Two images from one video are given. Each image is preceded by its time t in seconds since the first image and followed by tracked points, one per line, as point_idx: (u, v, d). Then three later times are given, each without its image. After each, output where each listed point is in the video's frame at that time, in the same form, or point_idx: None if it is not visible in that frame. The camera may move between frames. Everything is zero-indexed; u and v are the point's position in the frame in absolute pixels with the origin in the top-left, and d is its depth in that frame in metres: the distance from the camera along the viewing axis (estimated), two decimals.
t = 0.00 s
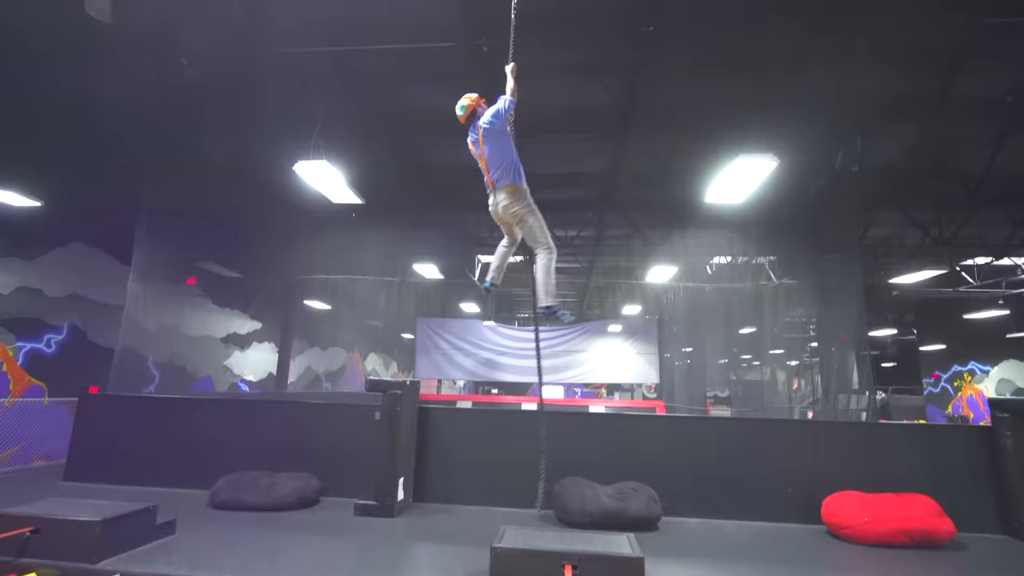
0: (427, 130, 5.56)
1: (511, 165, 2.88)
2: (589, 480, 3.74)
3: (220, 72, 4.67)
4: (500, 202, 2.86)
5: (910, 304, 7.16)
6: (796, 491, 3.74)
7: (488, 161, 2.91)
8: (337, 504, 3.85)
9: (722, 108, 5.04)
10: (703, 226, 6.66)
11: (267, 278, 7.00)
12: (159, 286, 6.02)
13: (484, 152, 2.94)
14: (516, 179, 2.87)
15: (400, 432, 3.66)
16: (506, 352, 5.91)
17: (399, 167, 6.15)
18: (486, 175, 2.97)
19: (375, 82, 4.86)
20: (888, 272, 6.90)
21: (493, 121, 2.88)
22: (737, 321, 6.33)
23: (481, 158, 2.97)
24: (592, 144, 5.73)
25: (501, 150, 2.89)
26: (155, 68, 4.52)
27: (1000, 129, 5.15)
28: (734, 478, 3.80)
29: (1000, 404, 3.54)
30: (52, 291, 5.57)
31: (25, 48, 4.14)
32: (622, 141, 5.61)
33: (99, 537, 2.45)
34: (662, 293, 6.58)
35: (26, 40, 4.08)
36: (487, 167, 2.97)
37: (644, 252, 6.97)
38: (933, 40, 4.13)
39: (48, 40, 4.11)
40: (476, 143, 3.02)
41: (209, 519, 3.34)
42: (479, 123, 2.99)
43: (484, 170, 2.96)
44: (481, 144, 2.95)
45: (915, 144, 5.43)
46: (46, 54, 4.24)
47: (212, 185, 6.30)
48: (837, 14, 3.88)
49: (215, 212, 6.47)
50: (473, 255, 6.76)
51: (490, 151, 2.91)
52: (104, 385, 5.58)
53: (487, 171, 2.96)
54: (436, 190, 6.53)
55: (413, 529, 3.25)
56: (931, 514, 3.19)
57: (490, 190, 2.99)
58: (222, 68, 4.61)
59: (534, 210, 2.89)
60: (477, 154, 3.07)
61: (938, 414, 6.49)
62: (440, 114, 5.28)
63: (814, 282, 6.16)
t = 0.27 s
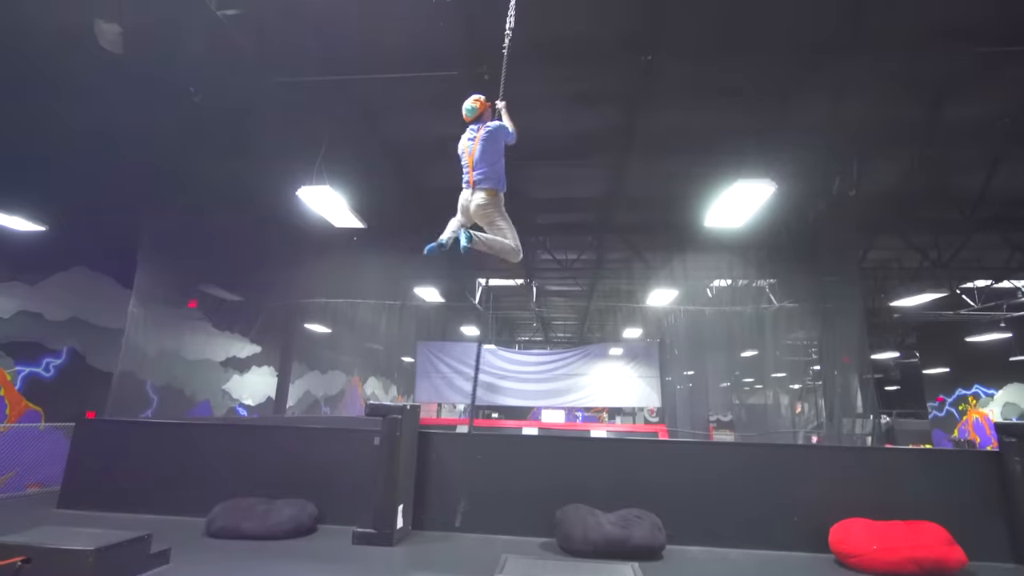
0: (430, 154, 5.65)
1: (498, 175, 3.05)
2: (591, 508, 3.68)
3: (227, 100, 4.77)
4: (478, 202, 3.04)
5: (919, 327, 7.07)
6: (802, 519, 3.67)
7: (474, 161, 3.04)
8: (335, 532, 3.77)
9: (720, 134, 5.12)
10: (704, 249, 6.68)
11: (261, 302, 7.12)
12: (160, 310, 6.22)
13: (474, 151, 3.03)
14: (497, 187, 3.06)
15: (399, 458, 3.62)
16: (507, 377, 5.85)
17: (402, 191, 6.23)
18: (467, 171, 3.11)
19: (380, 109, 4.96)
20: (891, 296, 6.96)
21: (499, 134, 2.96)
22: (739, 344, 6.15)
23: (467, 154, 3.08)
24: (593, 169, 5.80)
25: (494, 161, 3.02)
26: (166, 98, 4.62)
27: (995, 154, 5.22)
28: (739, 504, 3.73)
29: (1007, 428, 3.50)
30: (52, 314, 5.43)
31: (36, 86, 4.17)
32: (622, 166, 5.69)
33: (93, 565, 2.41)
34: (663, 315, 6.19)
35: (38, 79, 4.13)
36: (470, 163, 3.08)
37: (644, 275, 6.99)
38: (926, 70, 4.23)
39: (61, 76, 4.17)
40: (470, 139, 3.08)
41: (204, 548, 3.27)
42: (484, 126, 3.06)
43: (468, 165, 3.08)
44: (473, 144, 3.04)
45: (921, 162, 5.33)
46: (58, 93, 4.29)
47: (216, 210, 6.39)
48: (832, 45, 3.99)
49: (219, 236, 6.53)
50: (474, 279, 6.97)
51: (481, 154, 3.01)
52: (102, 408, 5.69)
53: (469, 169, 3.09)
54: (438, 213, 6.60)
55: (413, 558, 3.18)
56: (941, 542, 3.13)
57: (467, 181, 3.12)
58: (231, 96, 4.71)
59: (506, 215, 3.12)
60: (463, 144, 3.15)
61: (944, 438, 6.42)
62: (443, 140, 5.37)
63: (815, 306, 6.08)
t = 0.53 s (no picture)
0: (432, 170, 5.70)
1: (484, 166, 2.98)
2: (593, 525, 3.64)
3: (231, 117, 4.82)
4: (465, 196, 2.94)
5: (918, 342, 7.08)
6: (808, 536, 3.62)
7: (459, 156, 2.98)
8: (333, 550, 3.72)
9: (719, 150, 5.18)
10: (704, 265, 6.78)
11: (261, 318, 6.97)
12: (160, 324, 6.20)
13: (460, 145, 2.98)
14: (484, 179, 2.98)
15: (399, 474, 3.59)
16: (506, 393, 5.82)
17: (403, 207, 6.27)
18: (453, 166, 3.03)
19: (383, 125, 5.03)
20: (892, 312, 6.93)
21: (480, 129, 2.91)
22: (741, 360, 6.06)
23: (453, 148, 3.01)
24: (593, 184, 5.85)
25: (481, 152, 2.95)
26: (172, 115, 4.69)
27: (991, 169, 5.28)
28: (743, 521, 3.69)
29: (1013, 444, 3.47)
30: (53, 330, 5.57)
31: (44, 110, 4.21)
32: (623, 181, 5.73)
33: None
34: (664, 330, 6.20)
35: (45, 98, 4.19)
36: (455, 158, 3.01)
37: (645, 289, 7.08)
38: (921, 86, 4.30)
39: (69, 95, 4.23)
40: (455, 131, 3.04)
41: (200, 567, 3.22)
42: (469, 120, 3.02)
43: (452, 160, 3.00)
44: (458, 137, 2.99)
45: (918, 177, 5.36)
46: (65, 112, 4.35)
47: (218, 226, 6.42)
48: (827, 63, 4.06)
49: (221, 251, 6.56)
50: (473, 294, 6.86)
51: (465, 148, 2.96)
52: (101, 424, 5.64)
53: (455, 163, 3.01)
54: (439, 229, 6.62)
55: None
56: (950, 560, 3.10)
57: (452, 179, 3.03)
58: (235, 113, 4.77)
59: (495, 207, 3.02)
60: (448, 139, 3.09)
61: (949, 455, 6.29)
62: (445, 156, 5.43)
63: (815, 321, 6.00)
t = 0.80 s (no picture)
0: (433, 184, 5.74)
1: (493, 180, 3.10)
2: (595, 541, 3.59)
3: (233, 130, 4.87)
4: (482, 206, 3.00)
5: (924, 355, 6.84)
6: (812, 552, 3.58)
7: (477, 168, 2.98)
8: (331, 566, 3.68)
9: (718, 164, 5.23)
10: (704, 276, 6.71)
11: (261, 330, 6.79)
12: (159, 337, 6.23)
13: (481, 156, 2.97)
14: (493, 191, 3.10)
15: (398, 489, 3.56)
16: (506, 406, 5.82)
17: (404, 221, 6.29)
18: (469, 174, 2.99)
19: (385, 140, 5.08)
20: (892, 323, 6.56)
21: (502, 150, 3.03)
22: (741, 372, 6.01)
23: (472, 157, 2.97)
24: (594, 198, 5.88)
25: (495, 168, 3.05)
26: (175, 129, 4.74)
27: (988, 181, 5.31)
28: (746, 537, 3.64)
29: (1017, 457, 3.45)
30: (52, 343, 5.76)
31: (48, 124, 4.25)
32: (623, 195, 5.78)
33: None
34: (664, 343, 6.16)
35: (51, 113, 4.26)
36: (471, 166, 2.99)
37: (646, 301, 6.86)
38: (916, 101, 4.36)
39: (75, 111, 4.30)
40: (475, 140, 2.97)
41: None
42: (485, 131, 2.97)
43: (468, 167, 2.97)
44: (482, 147, 2.97)
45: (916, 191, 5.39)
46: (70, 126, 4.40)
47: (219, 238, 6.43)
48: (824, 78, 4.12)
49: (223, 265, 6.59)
50: (473, 306, 6.74)
51: (484, 161, 2.99)
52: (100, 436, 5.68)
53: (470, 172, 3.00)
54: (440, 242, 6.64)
55: None
56: None
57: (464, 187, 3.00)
58: (238, 127, 4.83)
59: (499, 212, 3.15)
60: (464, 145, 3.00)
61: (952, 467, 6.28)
62: (446, 170, 5.47)
63: (816, 334, 5.96)
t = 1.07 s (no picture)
0: (433, 198, 5.77)
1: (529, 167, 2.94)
2: (596, 557, 3.54)
3: (235, 144, 4.90)
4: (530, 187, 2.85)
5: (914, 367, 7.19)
6: (816, 567, 3.54)
7: (531, 150, 2.78)
8: None
9: (717, 178, 5.27)
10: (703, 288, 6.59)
11: (261, 343, 6.92)
12: (157, 349, 6.14)
13: (537, 139, 2.79)
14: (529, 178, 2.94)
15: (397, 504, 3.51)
16: (506, 419, 5.75)
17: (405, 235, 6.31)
18: (520, 154, 2.74)
19: (387, 154, 5.12)
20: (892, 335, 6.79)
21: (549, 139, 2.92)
22: (742, 386, 6.25)
23: (530, 137, 2.75)
24: (594, 210, 5.91)
25: (543, 153, 2.88)
26: (178, 143, 4.78)
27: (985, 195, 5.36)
28: (748, 552, 3.60)
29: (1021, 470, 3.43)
30: (50, 356, 5.75)
31: (51, 137, 4.28)
32: (622, 208, 5.80)
33: None
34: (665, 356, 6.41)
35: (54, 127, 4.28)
36: (524, 146, 2.76)
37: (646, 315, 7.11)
38: (913, 115, 4.40)
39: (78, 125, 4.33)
40: (535, 120, 2.78)
41: None
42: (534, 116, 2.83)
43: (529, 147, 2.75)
44: (540, 129, 2.80)
45: (914, 204, 5.43)
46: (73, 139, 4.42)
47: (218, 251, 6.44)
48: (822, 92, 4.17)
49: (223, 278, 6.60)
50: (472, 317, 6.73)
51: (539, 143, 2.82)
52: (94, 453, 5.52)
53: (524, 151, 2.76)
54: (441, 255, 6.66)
55: None
56: None
57: (510, 165, 2.74)
58: (241, 141, 4.87)
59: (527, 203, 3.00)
60: (522, 121, 2.74)
61: (955, 481, 6.20)
62: (447, 184, 5.51)
63: (816, 345, 5.96)
